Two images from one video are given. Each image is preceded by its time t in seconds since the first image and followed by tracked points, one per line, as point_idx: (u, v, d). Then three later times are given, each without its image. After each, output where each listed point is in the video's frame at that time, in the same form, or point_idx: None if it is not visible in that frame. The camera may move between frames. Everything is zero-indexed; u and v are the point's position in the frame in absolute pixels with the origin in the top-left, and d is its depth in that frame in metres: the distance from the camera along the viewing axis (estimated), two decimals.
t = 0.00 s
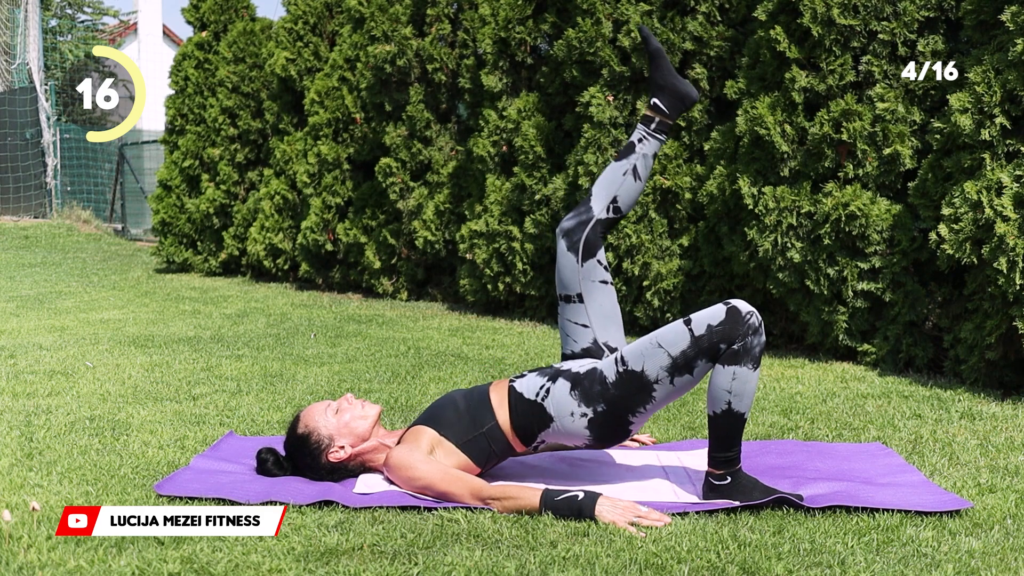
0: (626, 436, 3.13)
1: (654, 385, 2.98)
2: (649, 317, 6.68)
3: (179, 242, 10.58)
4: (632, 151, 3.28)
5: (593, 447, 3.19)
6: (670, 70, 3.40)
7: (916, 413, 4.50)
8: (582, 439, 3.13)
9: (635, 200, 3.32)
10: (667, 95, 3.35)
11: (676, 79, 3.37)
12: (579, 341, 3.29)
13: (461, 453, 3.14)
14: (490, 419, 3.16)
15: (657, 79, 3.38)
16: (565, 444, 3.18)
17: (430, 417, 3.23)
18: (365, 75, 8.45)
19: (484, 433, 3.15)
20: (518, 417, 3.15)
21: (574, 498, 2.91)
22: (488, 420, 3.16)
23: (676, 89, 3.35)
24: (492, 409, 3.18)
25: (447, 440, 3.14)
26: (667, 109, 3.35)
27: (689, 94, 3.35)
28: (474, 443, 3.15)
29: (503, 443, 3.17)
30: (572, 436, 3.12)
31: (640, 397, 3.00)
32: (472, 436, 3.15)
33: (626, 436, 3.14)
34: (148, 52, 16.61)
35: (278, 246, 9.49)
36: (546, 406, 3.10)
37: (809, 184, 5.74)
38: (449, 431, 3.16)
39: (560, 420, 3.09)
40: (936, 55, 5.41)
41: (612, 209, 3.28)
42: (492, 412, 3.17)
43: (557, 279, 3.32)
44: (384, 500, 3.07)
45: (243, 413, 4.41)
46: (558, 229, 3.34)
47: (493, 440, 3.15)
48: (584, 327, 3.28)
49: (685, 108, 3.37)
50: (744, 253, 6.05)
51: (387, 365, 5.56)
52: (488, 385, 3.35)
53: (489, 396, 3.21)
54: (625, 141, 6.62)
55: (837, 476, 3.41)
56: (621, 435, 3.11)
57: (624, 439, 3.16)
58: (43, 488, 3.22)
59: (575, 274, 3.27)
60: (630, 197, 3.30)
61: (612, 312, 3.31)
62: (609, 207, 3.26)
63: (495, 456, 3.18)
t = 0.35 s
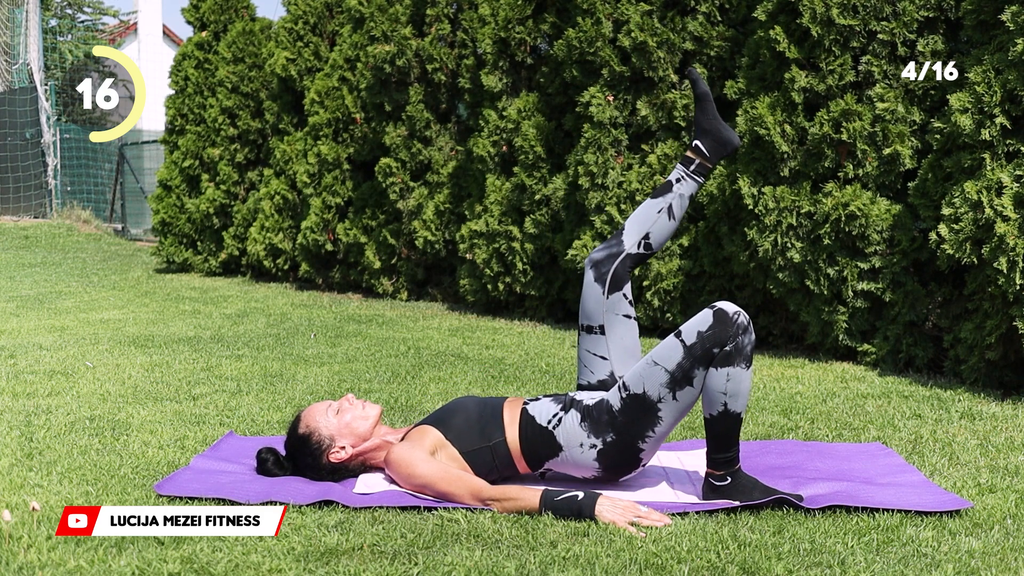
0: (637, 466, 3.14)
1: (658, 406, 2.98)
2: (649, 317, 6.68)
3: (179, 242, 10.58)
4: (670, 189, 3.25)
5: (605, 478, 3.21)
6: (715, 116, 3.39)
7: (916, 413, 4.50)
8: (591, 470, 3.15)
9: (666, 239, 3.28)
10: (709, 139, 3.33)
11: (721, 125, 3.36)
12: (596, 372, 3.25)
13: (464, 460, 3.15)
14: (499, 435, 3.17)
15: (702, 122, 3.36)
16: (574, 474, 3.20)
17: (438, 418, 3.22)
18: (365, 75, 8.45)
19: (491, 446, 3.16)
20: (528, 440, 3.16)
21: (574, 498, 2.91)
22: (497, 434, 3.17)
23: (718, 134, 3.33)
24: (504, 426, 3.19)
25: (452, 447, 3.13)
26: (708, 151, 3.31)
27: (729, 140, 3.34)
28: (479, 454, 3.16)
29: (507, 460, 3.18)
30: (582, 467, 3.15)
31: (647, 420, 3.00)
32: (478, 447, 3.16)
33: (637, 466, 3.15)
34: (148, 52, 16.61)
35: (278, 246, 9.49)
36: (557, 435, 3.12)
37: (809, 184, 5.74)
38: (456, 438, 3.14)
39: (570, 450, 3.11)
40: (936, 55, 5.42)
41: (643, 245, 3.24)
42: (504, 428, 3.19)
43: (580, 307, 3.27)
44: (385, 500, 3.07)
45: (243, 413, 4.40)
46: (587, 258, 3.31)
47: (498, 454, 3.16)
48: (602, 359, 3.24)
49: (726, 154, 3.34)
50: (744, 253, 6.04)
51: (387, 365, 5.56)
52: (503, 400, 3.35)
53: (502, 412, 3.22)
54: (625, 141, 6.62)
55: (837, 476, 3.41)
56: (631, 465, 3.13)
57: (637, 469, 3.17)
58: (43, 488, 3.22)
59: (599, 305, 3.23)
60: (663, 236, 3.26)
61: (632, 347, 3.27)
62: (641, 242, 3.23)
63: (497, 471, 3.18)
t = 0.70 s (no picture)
0: (643, 479, 3.12)
1: (656, 413, 2.95)
2: (649, 317, 6.68)
3: (179, 242, 10.58)
4: (681, 210, 3.22)
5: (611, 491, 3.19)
6: (729, 134, 3.34)
7: (916, 413, 4.50)
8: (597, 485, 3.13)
9: (677, 258, 3.26)
10: (722, 158, 3.28)
11: (734, 143, 3.30)
12: (602, 389, 3.29)
13: (469, 462, 3.14)
14: (507, 440, 3.16)
15: (716, 141, 3.32)
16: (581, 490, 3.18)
17: (443, 417, 3.21)
18: (365, 75, 8.45)
19: (498, 451, 3.14)
20: (533, 453, 3.14)
21: (575, 498, 2.91)
22: (505, 439, 3.16)
23: (733, 154, 3.27)
24: (512, 432, 3.17)
25: (458, 449, 3.14)
26: (721, 171, 3.27)
27: (745, 160, 3.27)
28: (484, 457, 3.14)
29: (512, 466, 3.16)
30: (587, 483, 3.13)
31: (648, 428, 2.99)
32: (484, 450, 3.14)
33: (643, 480, 3.13)
34: (149, 52, 16.60)
35: (278, 246, 9.49)
36: (563, 451, 3.10)
37: (809, 184, 5.74)
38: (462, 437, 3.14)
39: (575, 467, 3.10)
40: (936, 55, 5.42)
41: (654, 263, 3.23)
42: (512, 434, 3.17)
43: (590, 325, 3.29)
44: (385, 500, 3.08)
45: (243, 413, 4.40)
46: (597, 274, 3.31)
47: (503, 459, 3.15)
48: (610, 376, 3.27)
49: (739, 174, 3.29)
50: (744, 253, 6.04)
51: (387, 365, 5.56)
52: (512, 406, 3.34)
53: (511, 419, 3.21)
54: (625, 141, 6.63)
55: (837, 476, 3.41)
56: (637, 479, 3.10)
57: (644, 482, 3.14)
58: (43, 488, 3.22)
59: (609, 322, 3.25)
60: (673, 254, 3.24)
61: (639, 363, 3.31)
62: (651, 261, 3.21)
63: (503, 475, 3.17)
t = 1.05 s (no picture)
0: (642, 481, 3.12)
1: (649, 412, 2.95)
2: (648, 317, 6.67)
3: (179, 242, 10.57)
4: (685, 214, 3.23)
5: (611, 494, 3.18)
6: (736, 143, 3.36)
7: (916, 413, 4.50)
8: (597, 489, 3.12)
9: (680, 261, 3.27)
10: (728, 166, 3.30)
11: (740, 152, 3.32)
12: (603, 390, 3.30)
13: (468, 462, 3.13)
14: (507, 441, 3.14)
15: (722, 149, 3.34)
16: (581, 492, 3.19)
17: (443, 417, 3.21)
18: (365, 75, 8.46)
19: (498, 451, 3.13)
20: (533, 455, 3.13)
21: (574, 498, 2.90)
22: (506, 440, 3.14)
23: (737, 161, 3.30)
24: (511, 432, 3.16)
25: (457, 449, 3.12)
26: (726, 178, 3.29)
27: (749, 168, 3.31)
28: (484, 457, 3.13)
29: (512, 466, 3.14)
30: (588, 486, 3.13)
31: (642, 428, 2.98)
32: (484, 450, 3.13)
33: (644, 482, 3.13)
34: (149, 52, 16.60)
35: (278, 246, 9.48)
36: (563, 454, 3.10)
37: (809, 184, 5.74)
38: (461, 438, 3.13)
39: (574, 471, 3.09)
40: (936, 55, 5.42)
41: (657, 266, 3.24)
42: (512, 434, 3.15)
43: (592, 326, 3.31)
44: (384, 500, 3.08)
45: (243, 413, 4.40)
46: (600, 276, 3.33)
47: (504, 460, 3.13)
48: (612, 377, 3.28)
49: (743, 181, 3.32)
50: (744, 253, 6.04)
51: (387, 365, 5.56)
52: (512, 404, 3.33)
53: (511, 419, 3.19)
54: (626, 141, 6.63)
55: (837, 476, 3.41)
56: (638, 481, 3.10)
57: (645, 484, 3.14)
58: (43, 488, 3.22)
59: (611, 324, 3.26)
60: (677, 258, 3.25)
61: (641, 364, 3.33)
62: (654, 263, 3.23)
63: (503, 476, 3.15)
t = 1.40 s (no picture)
0: (643, 482, 3.13)
1: (651, 412, 2.96)
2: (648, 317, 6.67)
3: (179, 242, 10.57)
4: (698, 220, 3.26)
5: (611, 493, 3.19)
6: (753, 153, 3.46)
7: (916, 413, 4.50)
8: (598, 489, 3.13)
9: (689, 267, 3.29)
10: (744, 175, 3.39)
11: (757, 162, 3.42)
12: (606, 391, 3.29)
13: (468, 461, 3.12)
14: (507, 440, 3.14)
15: (739, 157, 3.44)
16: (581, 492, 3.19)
17: (443, 416, 3.20)
18: (365, 75, 8.46)
19: (497, 451, 3.13)
20: (532, 455, 3.13)
21: (575, 498, 2.90)
22: (506, 439, 3.14)
23: (753, 171, 3.39)
24: (511, 431, 3.15)
25: (457, 449, 3.12)
26: (741, 187, 3.37)
27: (764, 179, 3.40)
28: (483, 456, 3.13)
29: (512, 466, 3.14)
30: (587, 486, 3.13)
31: (644, 429, 2.99)
32: (483, 450, 3.12)
33: (644, 483, 3.13)
34: (149, 52, 16.60)
35: (278, 246, 9.48)
36: (563, 454, 3.10)
37: (809, 184, 5.74)
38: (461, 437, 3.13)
39: (574, 471, 3.09)
40: (936, 55, 5.41)
41: (666, 270, 3.25)
42: (511, 434, 3.15)
43: (597, 326, 3.30)
44: (384, 500, 3.08)
45: (243, 413, 4.40)
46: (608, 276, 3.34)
47: (503, 459, 3.13)
48: (615, 379, 3.27)
49: (757, 192, 3.40)
50: (744, 253, 6.04)
51: (387, 365, 5.56)
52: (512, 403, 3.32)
53: (511, 418, 3.19)
54: (626, 141, 6.63)
55: (836, 476, 3.41)
56: (638, 481, 3.10)
57: (645, 485, 3.15)
58: (43, 488, 3.22)
59: (616, 325, 3.25)
60: (686, 263, 3.27)
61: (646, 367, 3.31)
62: (663, 267, 3.24)
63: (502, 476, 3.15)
